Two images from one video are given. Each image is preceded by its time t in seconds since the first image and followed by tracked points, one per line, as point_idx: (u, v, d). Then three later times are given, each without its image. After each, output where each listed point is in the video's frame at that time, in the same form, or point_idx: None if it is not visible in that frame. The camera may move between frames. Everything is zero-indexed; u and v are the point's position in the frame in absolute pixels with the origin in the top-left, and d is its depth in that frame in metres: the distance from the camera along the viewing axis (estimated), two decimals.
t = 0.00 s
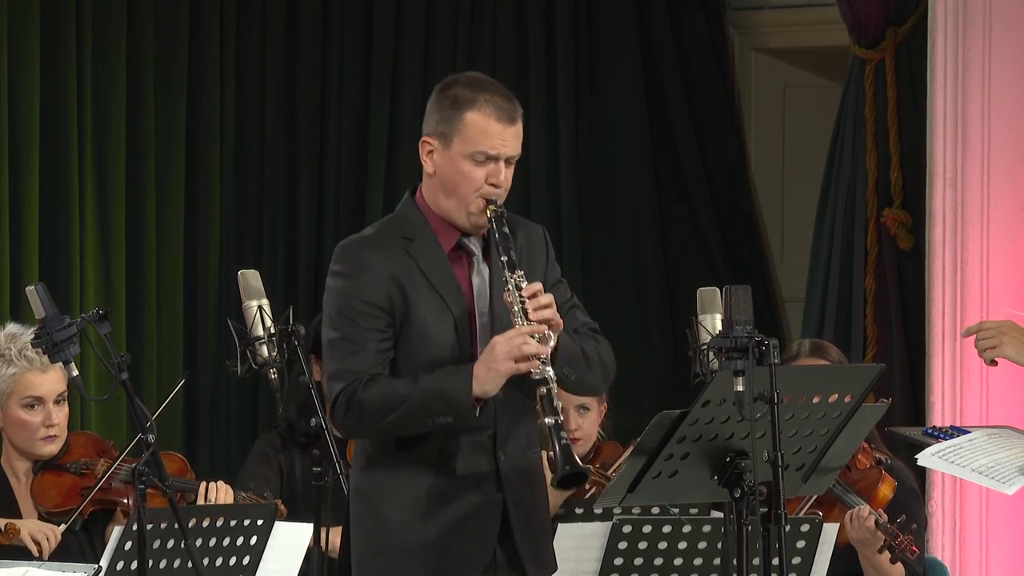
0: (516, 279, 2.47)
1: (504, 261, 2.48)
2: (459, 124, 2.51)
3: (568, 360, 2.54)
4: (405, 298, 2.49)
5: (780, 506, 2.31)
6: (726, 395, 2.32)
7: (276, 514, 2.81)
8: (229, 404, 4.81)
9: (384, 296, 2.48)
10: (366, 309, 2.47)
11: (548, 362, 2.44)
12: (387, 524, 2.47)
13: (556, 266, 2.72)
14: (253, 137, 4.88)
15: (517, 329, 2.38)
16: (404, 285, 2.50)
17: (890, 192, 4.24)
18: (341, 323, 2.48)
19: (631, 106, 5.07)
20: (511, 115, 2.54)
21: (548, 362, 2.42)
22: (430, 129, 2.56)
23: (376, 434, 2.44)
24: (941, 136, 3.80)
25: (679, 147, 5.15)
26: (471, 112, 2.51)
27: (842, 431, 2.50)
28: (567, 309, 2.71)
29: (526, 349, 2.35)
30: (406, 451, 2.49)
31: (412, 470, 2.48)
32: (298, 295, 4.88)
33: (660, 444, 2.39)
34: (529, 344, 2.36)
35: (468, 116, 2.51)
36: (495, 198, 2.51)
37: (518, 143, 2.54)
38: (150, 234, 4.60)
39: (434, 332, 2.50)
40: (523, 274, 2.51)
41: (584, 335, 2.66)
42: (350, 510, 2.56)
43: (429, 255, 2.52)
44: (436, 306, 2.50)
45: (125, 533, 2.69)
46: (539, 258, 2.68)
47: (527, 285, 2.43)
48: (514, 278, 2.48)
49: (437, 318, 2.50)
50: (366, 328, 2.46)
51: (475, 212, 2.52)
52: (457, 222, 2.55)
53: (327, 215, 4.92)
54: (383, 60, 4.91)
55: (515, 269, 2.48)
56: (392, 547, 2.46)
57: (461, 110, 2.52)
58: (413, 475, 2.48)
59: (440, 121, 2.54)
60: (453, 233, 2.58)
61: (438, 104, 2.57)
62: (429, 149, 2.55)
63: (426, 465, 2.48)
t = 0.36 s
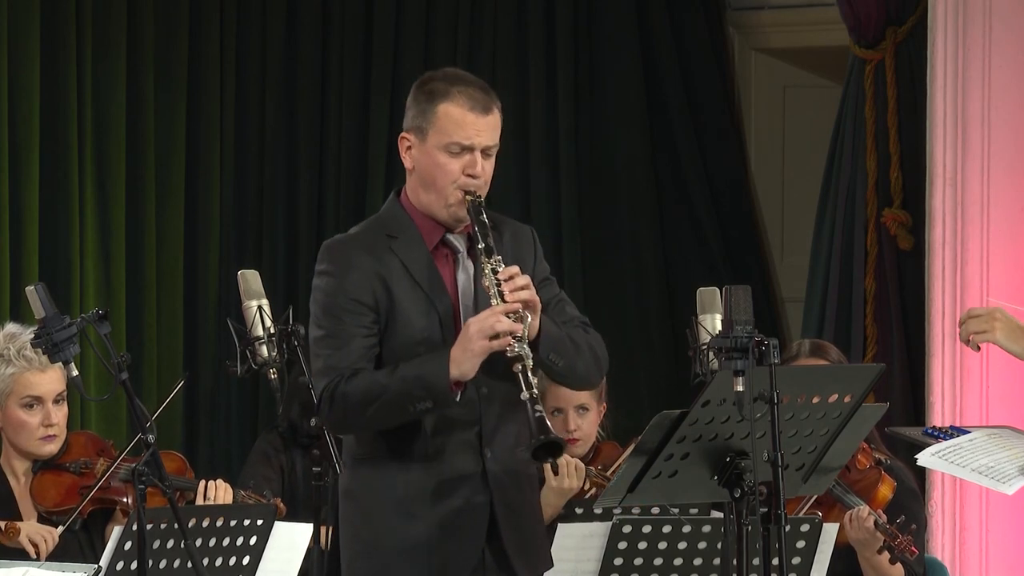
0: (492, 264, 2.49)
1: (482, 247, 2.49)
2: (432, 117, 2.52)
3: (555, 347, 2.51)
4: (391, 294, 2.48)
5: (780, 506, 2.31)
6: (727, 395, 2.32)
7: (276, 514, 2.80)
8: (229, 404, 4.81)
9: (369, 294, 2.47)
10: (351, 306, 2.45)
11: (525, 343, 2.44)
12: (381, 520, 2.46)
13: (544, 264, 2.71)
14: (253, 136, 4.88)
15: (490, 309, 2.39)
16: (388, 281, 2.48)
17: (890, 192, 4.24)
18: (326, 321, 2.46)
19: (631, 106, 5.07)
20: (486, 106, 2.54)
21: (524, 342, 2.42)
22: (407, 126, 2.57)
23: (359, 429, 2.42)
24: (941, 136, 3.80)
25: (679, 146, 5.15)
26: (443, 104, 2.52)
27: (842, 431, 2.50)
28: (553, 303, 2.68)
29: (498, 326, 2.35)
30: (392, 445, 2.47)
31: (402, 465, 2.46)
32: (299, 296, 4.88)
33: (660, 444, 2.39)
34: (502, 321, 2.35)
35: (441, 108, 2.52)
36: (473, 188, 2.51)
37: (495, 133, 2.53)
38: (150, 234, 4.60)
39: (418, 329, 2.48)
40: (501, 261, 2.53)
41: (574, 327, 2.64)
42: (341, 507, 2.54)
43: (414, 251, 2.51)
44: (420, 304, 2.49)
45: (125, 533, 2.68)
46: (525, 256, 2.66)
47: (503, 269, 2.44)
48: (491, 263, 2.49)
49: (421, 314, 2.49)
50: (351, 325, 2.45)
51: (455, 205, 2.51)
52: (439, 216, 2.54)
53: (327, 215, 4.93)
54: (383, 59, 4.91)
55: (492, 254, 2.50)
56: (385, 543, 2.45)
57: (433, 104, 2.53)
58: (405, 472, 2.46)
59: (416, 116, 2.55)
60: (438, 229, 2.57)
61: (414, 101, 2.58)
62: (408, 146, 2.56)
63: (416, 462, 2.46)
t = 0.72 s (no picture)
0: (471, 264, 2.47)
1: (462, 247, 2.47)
2: (420, 116, 2.52)
3: (534, 351, 2.51)
4: (379, 295, 2.50)
5: (780, 506, 2.31)
6: (727, 395, 2.32)
7: (276, 513, 2.80)
8: (229, 405, 4.81)
9: (358, 295, 2.49)
10: (340, 307, 2.47)
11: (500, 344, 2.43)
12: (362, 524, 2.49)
13: (535, 268, 2.72)
14: (253, 136, 4.88)
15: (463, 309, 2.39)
16: (377, 282, 2.50)
17: (890, 192, 4.24)
18: (313, 321, 2.48)
19: (631, 106, 5.07)
20: (474, 106, 2.54)
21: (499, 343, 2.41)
22: (397, 126, 2.58)
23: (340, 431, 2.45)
24: (941, 137, 3.80)
25: (679, 146, 5.15)
26: (430, 103, 2.52)
27: (842, 431, 2.50)
28: (540, 307, 2.68)
29: (468, 326, 2.35)
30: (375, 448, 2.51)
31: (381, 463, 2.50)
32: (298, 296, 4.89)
33: (660, 444, 2.39)
34: (472, 322, 2.35)
35: (429, 108, 2.52)
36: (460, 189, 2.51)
37: (482, 133, 2.53)
38: (150, 234, 4.59)
39: (405, 330, 2.51)
40: (480, 260, 2.52)
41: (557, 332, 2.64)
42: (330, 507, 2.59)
43: (403, 253, 2.53)
44: (408, 307, 2.52)
45: (125, 533, 2.67)
46: (516, 258, 2.66)
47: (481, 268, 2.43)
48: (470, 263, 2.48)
49: (408, 316, 2.51)
50: (339, 326, 2.47)
51: (443, 205, 2.53)
52: (428, 217, 2.56)
53: (327, 215, 4.93)
54: (383, 60, 4.91)
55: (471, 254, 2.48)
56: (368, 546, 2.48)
57: (421, 103, 2.53)
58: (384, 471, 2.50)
59: (405, 116, 2.56)
60: (427, 229, 2.58)
61: (403, 101, 2.59)
62: (397, 145, 2.57)
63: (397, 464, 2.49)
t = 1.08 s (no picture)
0: (485, 296, 2.47)
1: (475, 275, 2.48)
2: (440, 131, 2.52)
3: (527, 385, 2.56)
4: (380, 302, 2.50)
5: (780, 505, 2.31)
6: (726, 395, 2.33)
7: (276, 513, 2.79)
8: (229, 405, 4.82)
9: (358, 302, 2.49)
10: (340, 314, 2.47)
11: (507, 385, 2.44)
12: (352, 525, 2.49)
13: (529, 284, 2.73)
14: (253, 136, 4.88)
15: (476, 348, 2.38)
16: (379, 289, 2.50)
17: (890, 193, 4.24)
18: (313, 326, 2.48)
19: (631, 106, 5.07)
20: (495, 126, 2.54)
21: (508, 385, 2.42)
22: (414, 136, 2.57)
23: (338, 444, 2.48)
24: (941, 137, 3.80)
25: (678, 146, 5.15)
26: (453, 119, 2.52)
27: (841, 432, 2.50)
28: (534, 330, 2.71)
29: (482, 369, 2.35)
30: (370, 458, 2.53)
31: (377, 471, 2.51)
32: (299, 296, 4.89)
33: (660, 444, 2.39)
34: (485, 365, 2.36)
35: (451, 124, 2.52)
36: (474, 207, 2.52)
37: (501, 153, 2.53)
38: (150, 234, 4.59)
39: (406, 338, 2.50)
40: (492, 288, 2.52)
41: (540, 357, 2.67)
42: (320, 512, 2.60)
43: (405, 260, 2.53)
44: (409, 315, 2.51)
45: (125, 533, 2.67)
46: (514, 273, 2.67)
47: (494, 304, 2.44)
48: (482, 293, 2.48)
49: (409, 324, 2.50)
50: (338, 332, 2.47)
51: (454, 221, 2.53)
52: (438, 230, 2.56)
53: (327, 215, 4.93)
54: (383, 60, 4.91)
55: (485, 285, 2.49)
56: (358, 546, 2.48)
57: (443, 118, 2.53)
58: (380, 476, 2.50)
59: (424, 128, 2.55)
60: (433, 240, 2.59)
61: (422, 111, 2.58)
62: (412, 156, 2.56)
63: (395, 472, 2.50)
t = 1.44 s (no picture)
0: (520, 330, 2.55)
1: (508, 306, 2.55)
2: (479, 157, 2.48)
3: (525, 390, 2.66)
4: (401, 316, 2.49)
5: (780, 505, 2.31)
6: (726, 395, 2.32)
7: (276, 514, 2.79)
8: (229, 405, 4.82)
9: (379, 315, 2.48)
10: (361, 328, 2.46)
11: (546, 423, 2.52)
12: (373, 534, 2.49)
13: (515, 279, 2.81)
14: (253, 136, 4.88)
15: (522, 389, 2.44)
16: (399, 302, 2.49)
17: (890, 193, 4.24)
18: (332, 339, 2.47)
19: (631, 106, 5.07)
20: (528, 154, 2.53)
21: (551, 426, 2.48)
22: (446, 153, 2.52)
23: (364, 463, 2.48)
24: (941, 137, 3.80)
25: (678, 147, 5.15)
26: (493, 146, 2.48)
27: (842, 431, 2.50)
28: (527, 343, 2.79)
29: (534, 414, 2.41)
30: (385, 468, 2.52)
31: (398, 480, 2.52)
32: (298, 296, 4.89)
33: (660, 444, 2.39)
34: (537, 409, 2.41)
35: (490, 150, 2.48)
36: (500, 232, 2.52)
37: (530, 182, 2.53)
38: (150, 234, 4.59)
39: (426, 353, 2.50)
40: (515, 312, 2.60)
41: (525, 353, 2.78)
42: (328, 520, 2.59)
43: (422, 272, 2.52)
44: (428, 329, 2.51)
45: (125, 533, 2.67)
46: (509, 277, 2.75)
47: (531, 337, 2.54)
48: (516, 326, 2.55)
49: (429, 338, 2.50)
50: (359, 347, 2.46)
51: (478, 244, 2.53)
52: (458, 249, 2.56)
53: (327, 215, 4.93)
54: (383, 60, 4.91)
55: (517, 316, 2.56)
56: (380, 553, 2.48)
57: (481, 143, 2.49)
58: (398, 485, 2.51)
59: (459, 148, 2.50)
60: (447, 254, 2.59)
61: (456, 129, 2.53)
62: (441, 174, 2.52)
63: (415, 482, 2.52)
